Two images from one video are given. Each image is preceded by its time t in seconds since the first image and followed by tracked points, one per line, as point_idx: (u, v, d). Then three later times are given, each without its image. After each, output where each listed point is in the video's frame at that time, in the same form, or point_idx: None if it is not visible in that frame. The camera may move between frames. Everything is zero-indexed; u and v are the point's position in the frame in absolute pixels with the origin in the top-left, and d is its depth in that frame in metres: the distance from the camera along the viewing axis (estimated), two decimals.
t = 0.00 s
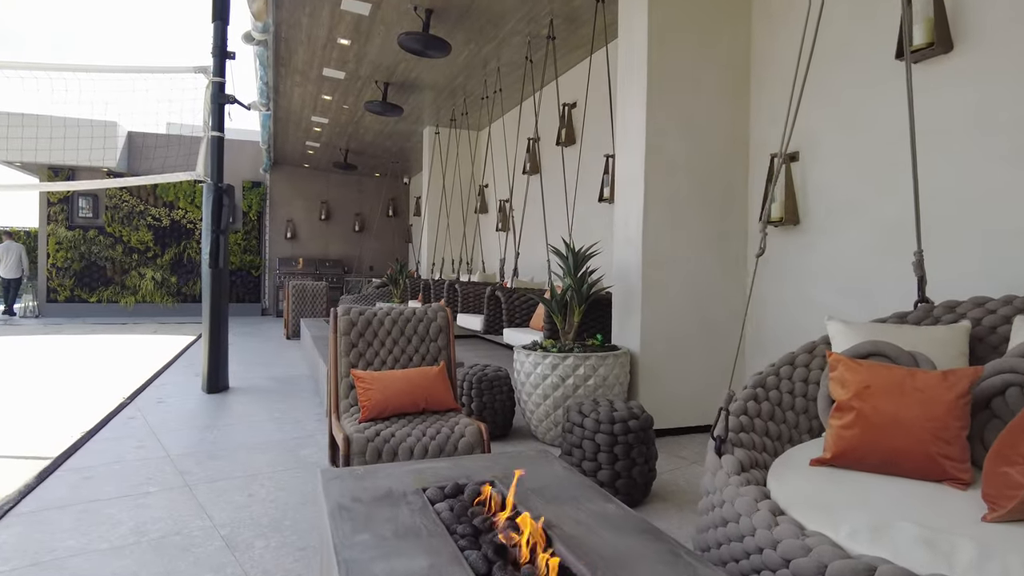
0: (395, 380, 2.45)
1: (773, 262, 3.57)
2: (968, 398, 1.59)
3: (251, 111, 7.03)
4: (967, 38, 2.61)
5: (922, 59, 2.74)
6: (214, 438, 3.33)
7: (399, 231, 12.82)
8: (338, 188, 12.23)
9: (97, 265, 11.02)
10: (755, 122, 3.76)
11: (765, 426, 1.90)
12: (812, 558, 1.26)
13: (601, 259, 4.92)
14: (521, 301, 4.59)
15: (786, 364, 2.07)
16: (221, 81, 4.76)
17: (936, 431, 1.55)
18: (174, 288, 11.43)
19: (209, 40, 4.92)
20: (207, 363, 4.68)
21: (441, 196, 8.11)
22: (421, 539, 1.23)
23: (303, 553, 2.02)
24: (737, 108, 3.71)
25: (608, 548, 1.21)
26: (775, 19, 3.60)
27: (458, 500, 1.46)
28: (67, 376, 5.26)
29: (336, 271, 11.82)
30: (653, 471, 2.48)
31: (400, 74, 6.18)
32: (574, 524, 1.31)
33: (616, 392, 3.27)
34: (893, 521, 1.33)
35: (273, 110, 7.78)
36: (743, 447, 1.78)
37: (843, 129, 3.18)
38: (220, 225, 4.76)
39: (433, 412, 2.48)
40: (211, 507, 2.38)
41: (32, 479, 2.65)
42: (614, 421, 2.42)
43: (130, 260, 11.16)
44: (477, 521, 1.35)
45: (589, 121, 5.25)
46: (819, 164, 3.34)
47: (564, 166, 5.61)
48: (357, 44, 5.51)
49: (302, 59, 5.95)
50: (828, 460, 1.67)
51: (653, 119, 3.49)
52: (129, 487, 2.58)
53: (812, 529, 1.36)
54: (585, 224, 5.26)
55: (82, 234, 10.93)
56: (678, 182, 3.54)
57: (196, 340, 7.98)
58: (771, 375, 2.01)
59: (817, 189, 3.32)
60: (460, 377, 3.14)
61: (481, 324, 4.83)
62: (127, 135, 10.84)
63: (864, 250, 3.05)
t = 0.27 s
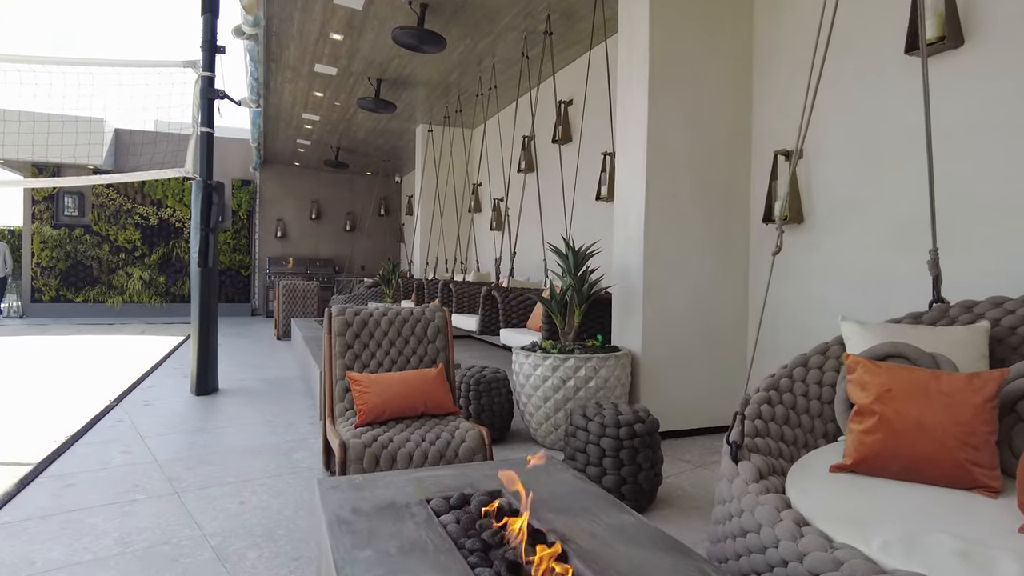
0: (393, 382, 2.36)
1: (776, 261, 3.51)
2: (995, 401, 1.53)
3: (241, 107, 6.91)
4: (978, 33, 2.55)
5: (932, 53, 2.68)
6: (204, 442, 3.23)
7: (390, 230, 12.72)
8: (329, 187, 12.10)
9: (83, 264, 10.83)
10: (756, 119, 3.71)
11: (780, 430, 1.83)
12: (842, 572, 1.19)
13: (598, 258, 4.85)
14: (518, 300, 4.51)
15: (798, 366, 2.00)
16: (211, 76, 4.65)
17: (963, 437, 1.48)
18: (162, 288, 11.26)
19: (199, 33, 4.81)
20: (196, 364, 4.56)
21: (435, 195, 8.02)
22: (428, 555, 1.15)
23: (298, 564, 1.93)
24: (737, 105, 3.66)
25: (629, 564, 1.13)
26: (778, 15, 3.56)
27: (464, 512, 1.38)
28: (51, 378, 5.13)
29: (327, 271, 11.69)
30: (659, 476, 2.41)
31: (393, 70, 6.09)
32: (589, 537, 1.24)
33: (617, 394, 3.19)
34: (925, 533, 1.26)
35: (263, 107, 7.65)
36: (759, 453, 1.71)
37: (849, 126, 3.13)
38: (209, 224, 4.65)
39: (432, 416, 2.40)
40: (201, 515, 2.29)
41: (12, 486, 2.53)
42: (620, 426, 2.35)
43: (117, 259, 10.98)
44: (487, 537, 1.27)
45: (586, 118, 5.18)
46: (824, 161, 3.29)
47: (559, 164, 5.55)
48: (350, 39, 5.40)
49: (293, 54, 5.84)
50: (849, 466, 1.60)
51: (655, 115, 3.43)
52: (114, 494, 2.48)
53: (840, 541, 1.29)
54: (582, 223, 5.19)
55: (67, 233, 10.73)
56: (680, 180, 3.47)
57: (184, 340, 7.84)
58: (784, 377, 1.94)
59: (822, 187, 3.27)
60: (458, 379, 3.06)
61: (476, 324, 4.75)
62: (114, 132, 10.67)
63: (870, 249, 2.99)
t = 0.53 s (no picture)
0: (393, 384, 2.27)
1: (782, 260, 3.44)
2: None
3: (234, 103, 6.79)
4: (995, 24, 2.47)
5: (945, 46, 2.60)
6: (196, 446, 3.13)
7: (385, 229, 12.62)
8: (322, 186, 11.98)
9: (72, 263, 10.68)
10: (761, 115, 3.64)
11: (800, 434, 1.76)
12: None
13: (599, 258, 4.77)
14: (518, 299, 4.43)
15: (815, 368, 1.92)
16: (203, 70, 4.55)
17: (998, 441, 1.41)
18: (153, 288, 11.12)
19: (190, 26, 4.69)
20: (188, 365, 4.46)
21: (431, 194, 7.92)
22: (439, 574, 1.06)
23: None
24: (742, 101, 3.59)
25: None
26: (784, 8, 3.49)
27: (474, 523, 1.30)
28: (39, 379, 5.01)
29: (321, 271, 11.58)
30: (668, 481, 2.33)
31: (389, 66, 5.99)
32: (610, 553, 1.15)
33: (622, 396, 3.11)
34: (967, 547, 1.18)
35: (256, 104, 7.54)
36: (781, 457, 1.63)
37: (860, 120, 3.06)
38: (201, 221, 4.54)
39: (433, 420, 2.30)
40: (193, 524, 2.19)
41: None
42: (629, 428, 2.27)
43: (107, 258, 10.83)
44: (499, 551, 1.19)
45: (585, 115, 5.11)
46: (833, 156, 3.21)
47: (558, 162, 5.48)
48: (345, 34, 5.30)
49: (288, 49, 5.73)
50: (875, 472, 1.52)
51: (659, 111, 3.35)
52: (101, 501, 2.38)
53: (875, 555, 1.21)
54: (581, 221, 5.11)
55: (56, 232, 10.56)
56: (685, 176, 3.40)
57: (176, 341, 7.72)
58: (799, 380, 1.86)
59: (833, 183, 3.19)
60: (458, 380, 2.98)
61: (475, 324, 4.66)
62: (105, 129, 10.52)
63: (881, 246, 2.92)
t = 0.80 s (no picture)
0: (395, 389, 2.17)
1: (792, 261, 3.35)
2: None
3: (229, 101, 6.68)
4: (1016, 15, 2.37)
5: (964, 39, 2.49)
6: (189, 452, 3.04)
7: (382, 229, 12.51)
8: (319, 185, 11.86)
9: (65, 263, 10.55)
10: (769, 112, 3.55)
11: (825, 443, 1.67)
12: None
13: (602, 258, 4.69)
14: (520, 300, 4.34)
15: (837, 373, 1.84)
16: (198, 66, 4.44)
17: None
18: (147, 288, 10.99)
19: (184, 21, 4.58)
20: (182, 367, 4.36)
21: (429, 193, 7.82)
22: None
23: None
24: (749, 99, 3.51)
25: None
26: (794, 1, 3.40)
27: (486, 543, 1.21)
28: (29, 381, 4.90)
29: (317, 271, 11.47)
30: (681, 490, 2.24)
31: (387, 63, 5.89)
32: None
33: (629, 399, 3.02)
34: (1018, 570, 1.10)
35: (252, 101, 7.44)
36: (807, 468, 1.54)
37: (872, 116, 2.96)
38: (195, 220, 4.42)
39: (436, 427, 2.21)
40: (185, 536, 2.10)
41: None
42: (640, 435, 2.18)
43: (101, 258, 10.70)
44: None
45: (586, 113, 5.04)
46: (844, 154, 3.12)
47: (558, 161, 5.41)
48: (343, 30, 5.20)
49: (284, 45, 5.63)
50: (908, 485, 1.44)
51: (666, 109, 3.27)
52: (89, 511, 2.28)
53: None
54: (583, 220, 5.02)
55: (49, 232, 10.43)
56: (691, 174, 3.31)
57: (170, 342, 7.61)
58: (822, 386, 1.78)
59: (844, 181, 3.10)
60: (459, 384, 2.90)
61: (475, 325, 4.57)
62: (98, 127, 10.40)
63: (894, 246, 2.82)
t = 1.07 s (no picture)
0: (398, 396, 2.08)
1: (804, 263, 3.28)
2: None
3: (226, 99, 6.59)
4: None
5: (987, 33, 2.42)
6: (185, 458, 2.94)
7: (381, 228, 12.41)
8: (317, 185, 11.76)
9: (60, 264, 10.43)
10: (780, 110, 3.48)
11: (854, 454, 1.58)
12: None
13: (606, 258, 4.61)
14: (524, 301, 4.25)
15: (864, 380, 1.75)
16: (194, 62, 4.34)
17: None
18: (144, 288, 10.89)
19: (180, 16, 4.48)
20: (178, 370, 4.25)
21: (429, 192, 7.73)
22: None
23: None
24: (760, 97, 3.43)
25: None
26: None
27: (503, 567, 1.12)
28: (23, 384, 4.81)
29: (315, 271, 11.37)
30: (696, 499, 2.16)
31: (386, 60, 5.80)
32: None
33: (638, 404, 2.93)
34: None
35: (249, 100, 7.34)
36: (838, 481, 1.45)
37: (887, 113, 2.88)
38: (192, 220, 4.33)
39: (440, 435, 2.12)
40: (179, 550, 2.00)
41: None
42: (654, 444, 2.10)
43: (96, 258, 10.59)
44: None
45: (587, 111, 4.98)
46: (857, 152, 3.04)
47: (560, 160, 5.36)
48: (342, 26, 5.11)
49: (282, 42, 5.53)
50: (948, 501, 1.35)
51: (675, 107, 3.19)
52: (79, 523, 2.18)
53: None
54: (587, 220, 4.93)
55: (44, 232, 10.31)
56: (701, 173, 3.24)
57: (167, 343, 7.51)
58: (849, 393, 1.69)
59: (858, 180, 3.02)
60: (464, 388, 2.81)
61: (477, 327, 4.48)
62: (94, 126, 10.28)
63: (912, 246, 2.75)
